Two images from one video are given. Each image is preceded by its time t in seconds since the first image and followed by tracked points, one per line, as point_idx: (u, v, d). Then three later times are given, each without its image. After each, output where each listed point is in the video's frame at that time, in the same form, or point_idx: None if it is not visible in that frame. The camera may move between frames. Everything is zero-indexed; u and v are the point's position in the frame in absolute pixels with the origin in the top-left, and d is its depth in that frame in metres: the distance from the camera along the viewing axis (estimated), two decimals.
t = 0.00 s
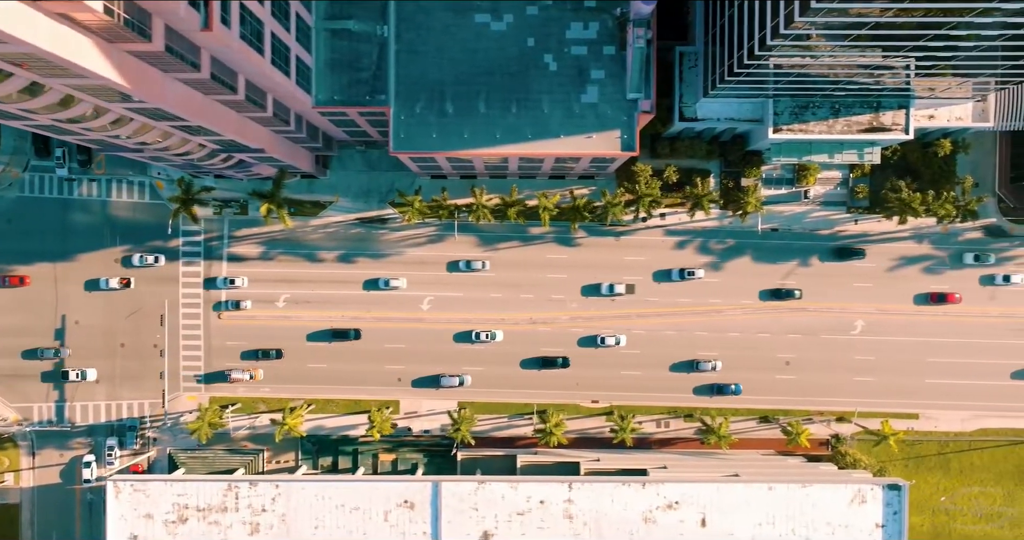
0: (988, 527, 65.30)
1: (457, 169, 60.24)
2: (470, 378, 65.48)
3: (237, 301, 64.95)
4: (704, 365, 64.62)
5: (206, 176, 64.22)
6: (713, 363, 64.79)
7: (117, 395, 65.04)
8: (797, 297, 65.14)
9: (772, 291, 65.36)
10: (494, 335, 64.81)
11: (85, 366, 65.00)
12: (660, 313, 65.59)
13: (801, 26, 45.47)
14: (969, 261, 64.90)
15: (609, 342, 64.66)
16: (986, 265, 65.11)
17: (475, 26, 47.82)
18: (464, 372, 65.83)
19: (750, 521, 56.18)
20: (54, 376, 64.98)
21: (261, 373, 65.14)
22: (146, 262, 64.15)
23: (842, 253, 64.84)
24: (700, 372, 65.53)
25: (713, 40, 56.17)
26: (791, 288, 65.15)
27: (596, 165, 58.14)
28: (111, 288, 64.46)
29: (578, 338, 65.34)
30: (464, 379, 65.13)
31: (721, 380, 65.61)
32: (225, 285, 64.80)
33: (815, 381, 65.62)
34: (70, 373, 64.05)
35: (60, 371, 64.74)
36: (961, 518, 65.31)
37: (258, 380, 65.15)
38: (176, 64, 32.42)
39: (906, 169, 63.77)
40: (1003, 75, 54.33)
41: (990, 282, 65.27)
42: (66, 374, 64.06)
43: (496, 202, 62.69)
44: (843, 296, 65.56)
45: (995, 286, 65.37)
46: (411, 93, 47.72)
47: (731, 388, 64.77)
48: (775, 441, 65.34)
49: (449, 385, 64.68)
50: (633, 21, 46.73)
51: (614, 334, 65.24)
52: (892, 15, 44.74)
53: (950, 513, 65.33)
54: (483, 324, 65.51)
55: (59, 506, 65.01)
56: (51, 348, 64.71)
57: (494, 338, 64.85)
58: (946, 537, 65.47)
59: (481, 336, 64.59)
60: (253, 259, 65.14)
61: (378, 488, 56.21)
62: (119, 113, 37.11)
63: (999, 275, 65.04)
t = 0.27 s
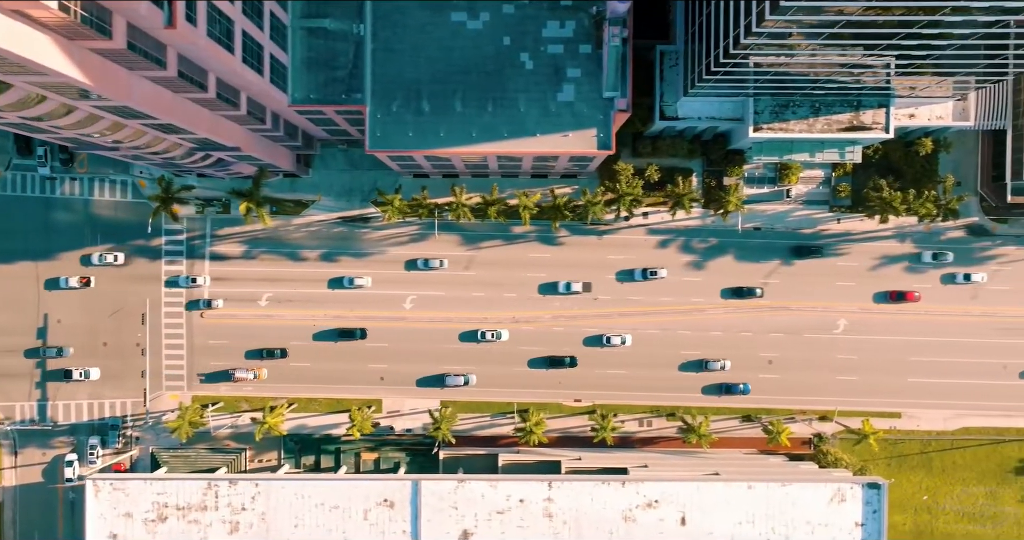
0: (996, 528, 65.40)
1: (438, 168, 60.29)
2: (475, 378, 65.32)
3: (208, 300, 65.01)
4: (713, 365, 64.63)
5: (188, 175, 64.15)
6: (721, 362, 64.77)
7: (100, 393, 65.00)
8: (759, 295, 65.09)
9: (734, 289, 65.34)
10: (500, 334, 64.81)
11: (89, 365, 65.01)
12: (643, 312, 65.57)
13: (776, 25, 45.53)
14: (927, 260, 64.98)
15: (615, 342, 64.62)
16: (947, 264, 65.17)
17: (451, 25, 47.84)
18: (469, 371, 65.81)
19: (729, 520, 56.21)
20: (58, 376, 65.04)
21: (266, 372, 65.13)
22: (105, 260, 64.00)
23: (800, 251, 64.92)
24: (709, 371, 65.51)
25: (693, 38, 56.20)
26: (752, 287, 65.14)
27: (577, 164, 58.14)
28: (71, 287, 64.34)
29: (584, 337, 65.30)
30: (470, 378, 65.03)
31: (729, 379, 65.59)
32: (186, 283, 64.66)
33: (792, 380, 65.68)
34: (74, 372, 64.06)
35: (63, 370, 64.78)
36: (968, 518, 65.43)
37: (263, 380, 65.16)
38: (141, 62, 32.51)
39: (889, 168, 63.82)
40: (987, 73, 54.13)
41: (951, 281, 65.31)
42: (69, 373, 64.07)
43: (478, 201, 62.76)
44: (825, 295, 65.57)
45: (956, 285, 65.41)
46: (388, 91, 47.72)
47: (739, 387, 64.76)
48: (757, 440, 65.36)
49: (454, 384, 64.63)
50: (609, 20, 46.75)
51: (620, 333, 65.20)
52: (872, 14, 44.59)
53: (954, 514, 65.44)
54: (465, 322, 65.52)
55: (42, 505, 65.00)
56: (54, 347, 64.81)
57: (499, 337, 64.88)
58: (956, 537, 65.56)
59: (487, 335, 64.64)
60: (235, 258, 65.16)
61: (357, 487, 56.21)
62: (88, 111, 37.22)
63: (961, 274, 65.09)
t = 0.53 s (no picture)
0: (981, 527, 65.35)
1: (419, 167, 60.36)
2: (481, 377, 65.26)
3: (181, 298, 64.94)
4: (723, 364, 64.62)
5: (171, 174, 64.09)
6: (730, 362, 64.74)
7: (82, 393, 64.97)
8: (721, 294, 65.11)
9: (695, 287, 65.37)
10: (505, 334, 64.81)
11: (93, 365, 64.98)
12: (625, 311, 65.56)
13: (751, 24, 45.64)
14: (886, 258, 65.00)
15: (620, 341, 64.61)
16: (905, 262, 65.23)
17: (428, 23, 47.84)
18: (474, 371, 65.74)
19: (709, 519, 56.23)
20: (62, 375, 65.05)
21: (270, 371, 65.11)
22: (64, 259, 63.88)
23: (757, 249, 64.87)
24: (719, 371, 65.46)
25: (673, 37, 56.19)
26: (714, 286, 65.18)
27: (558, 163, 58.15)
28: (30, 285, 64.17)
29: (590, 336, 65.28)
30: (474, 378, 64.97)
31: (737, 379, 65.58)
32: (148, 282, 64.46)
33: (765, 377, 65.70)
34: (77, 371, 64.06)
35: (67, 369, 64.77)
36: (960, 517, 65.35)
37: (266, 379, 65.12)
38: (107, 59, 32.55)
39: (871, 167, 64.18)
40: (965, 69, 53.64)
41: (913, 280, 65.39)
42: (73, 372, 64.04)
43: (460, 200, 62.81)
44: (808, 294, 65.57)
45: (917, 283, 65.53)
46: (364, 90, 47.74)
47: (748, 387, 64.74)
48: (739, 439, 65.39)
49: (459, 384, 64.55)
50: (585, 18, 46.73)
51: (625, 333, 65.23)
52: (851, 12, 44.47)
53: (945, 514, 65.41)
54: (448, 322, 65.52)
55: (24, 504, 64.98)
56: (57, 347, 64.68)
57: (504, 337, 64.87)
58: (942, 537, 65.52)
59: (492, 335, 64.61)
60: (218, 257, 65.16)
61: (337, 486, 56.21)
62: (58, 109, 37.26)
63: (922, 272, 65.12)
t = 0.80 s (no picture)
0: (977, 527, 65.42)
1: (399, 165, 60.40)
2: (486, 377, 65.24)
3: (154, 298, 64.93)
4: (732, 364, 64.65)
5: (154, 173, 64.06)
6: (740, 361, 64.78)
7: (64, 392, 64.96)
8: (682, 292, 65.13)
9: (658, 286, 65.32)
10: (511, 334, 64.84)
11: (96, 363, 64.98)
12: (608, 310, 65.60)
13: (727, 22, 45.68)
14: (842, 256, 65.06)
15: (626, 340, 64.70)
16: (860, 262, 65.31)
17: (404, 22, 47.88)
18: (479, 370, 65.72)
19: (689, 517, 56.23)
20: (66, 373, 65.01)
21: (274, 371, 65.08)
22: (23, 258, 63.83)
23: (715, 247, 64.86)
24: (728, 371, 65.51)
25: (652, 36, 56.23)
26: (676, 285, 65.17)
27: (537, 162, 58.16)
28: None
29: (595, 336, 65.36)
30: (480, 377, 64.90)
31: (745, 379, 65.66)
32: (109, 281, 64.38)
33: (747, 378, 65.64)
34: (82, 370, 64.11)
35: (70, 368, 64.74)
36: (956, 517, 65.45)
37: (270, 379, 65.09)
38: (70, 57, 32.55)
39: (853, 166, 63.99)
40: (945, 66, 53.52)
41: (874, 278, 65.45)
42: (76, 372, 64.08)
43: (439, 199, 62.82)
44: (790, 293, 65.59)
45: (879, 282, 65.58)
46: (340, 89, 47.74)
47: (756, 387, 64.82)
48: (722, 438, 65.40)
49: (464, 383, 64.54)
50: (562, 16, 46.86)
51: (630, 332, 65.26)
52: (832, 11, 44.29)
53: (944, 513, 65.46)
54: (430, 321, 65.53)
55: (6, 503, 64.97)
56: (60, 346, 64.67)
57: (510, 336, 64.88)
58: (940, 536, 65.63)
59: (498, 334, 64.66)
60: (200, 256, 65.16)
61: (316, 485, 56.20)
62: (27, 107, 37.28)
63: (883, 271, 65.12)
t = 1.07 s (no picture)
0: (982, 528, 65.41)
1: (377, 164, 60.34)
2: (490, 376, 65.17)
3: (128, 298, 64.91)
4: (741, 363, 64.62)
5: (137, 172, 64.00)
6: (749, 361, 64.75)
7: (46, 391, 64.96)
8: (643, 290, 65.06)
9: (620, 284, 65.35)
10: (516, 333, 64.83)
11: (100, 363, 65.09)
12: (590, 309, 65.59)
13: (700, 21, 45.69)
14: (800, 255, 64.98)
15: (631, 339, 64.75)
16: (818, 260, 65.33)
17: (380, 20, 47.88)
18: (462, 369, 65.61)
19: (668, 516, 56.20)
20: (69, 372, 65.01)
21: (279, 371, 65.12)
22: None
23: (673, 245, 64.79)
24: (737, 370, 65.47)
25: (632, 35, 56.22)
26: (638, 283, 65.14)
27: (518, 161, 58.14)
28: None
29: (600, 335, 65.33)
30: (485, 376, 64.86)
31: (753, 379, 65.61)
32: (69, 280, 64.26)
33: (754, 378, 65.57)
34: (87, 370, 64.22)
35: (74, 368, 64.79)
36: (962, 517, 65.44)
37: (274, 378, 65.10)
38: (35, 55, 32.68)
39: (835, 164, 63.99)
40: (927, 62, 52.76)
41: (835, 276, 65.41)
42: (81, 371, 64.22)
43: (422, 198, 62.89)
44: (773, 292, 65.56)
45: (841, 280, 65.50)
46: (316, 87, 47.71)
47: (764, 386, 64.83)
48: (704, 436, 65.39)
49: (469, 382, 64.48)
50: (538, 15, 46.92)
51: (636, 331, 65.26)
52: (813, 9, 44.06)
53: (948, 512, 65.45)
54: (413, 319, 65.49)
55: None
56: (64, 345, 64.64)
57: (515, 336, 64.89)
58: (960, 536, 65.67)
59: (504, 334, 64.63)
60: (182, 255, 65.12)
61: (296, 483, 56.20)
62: None
63: (845, 270, 65.10)
